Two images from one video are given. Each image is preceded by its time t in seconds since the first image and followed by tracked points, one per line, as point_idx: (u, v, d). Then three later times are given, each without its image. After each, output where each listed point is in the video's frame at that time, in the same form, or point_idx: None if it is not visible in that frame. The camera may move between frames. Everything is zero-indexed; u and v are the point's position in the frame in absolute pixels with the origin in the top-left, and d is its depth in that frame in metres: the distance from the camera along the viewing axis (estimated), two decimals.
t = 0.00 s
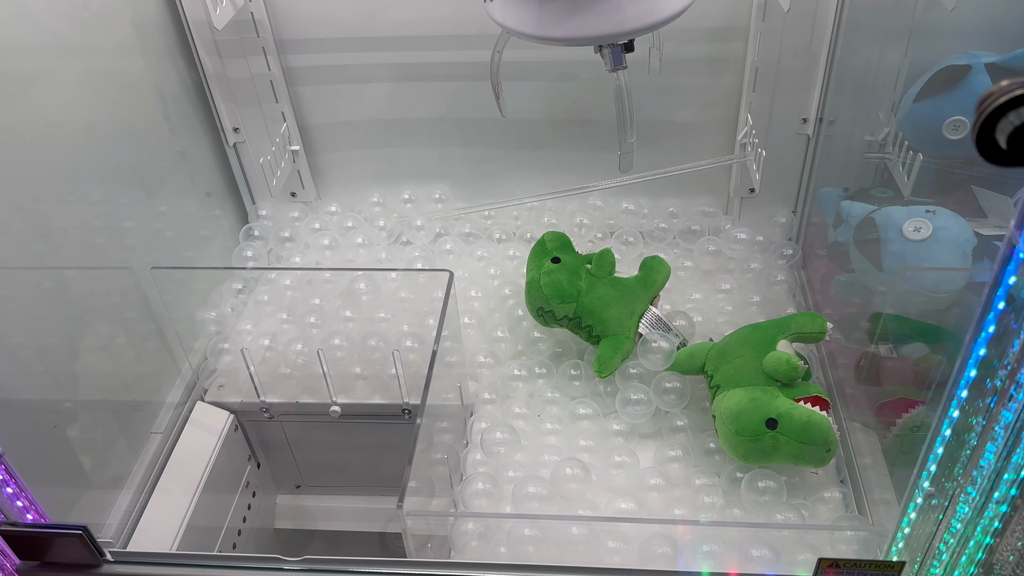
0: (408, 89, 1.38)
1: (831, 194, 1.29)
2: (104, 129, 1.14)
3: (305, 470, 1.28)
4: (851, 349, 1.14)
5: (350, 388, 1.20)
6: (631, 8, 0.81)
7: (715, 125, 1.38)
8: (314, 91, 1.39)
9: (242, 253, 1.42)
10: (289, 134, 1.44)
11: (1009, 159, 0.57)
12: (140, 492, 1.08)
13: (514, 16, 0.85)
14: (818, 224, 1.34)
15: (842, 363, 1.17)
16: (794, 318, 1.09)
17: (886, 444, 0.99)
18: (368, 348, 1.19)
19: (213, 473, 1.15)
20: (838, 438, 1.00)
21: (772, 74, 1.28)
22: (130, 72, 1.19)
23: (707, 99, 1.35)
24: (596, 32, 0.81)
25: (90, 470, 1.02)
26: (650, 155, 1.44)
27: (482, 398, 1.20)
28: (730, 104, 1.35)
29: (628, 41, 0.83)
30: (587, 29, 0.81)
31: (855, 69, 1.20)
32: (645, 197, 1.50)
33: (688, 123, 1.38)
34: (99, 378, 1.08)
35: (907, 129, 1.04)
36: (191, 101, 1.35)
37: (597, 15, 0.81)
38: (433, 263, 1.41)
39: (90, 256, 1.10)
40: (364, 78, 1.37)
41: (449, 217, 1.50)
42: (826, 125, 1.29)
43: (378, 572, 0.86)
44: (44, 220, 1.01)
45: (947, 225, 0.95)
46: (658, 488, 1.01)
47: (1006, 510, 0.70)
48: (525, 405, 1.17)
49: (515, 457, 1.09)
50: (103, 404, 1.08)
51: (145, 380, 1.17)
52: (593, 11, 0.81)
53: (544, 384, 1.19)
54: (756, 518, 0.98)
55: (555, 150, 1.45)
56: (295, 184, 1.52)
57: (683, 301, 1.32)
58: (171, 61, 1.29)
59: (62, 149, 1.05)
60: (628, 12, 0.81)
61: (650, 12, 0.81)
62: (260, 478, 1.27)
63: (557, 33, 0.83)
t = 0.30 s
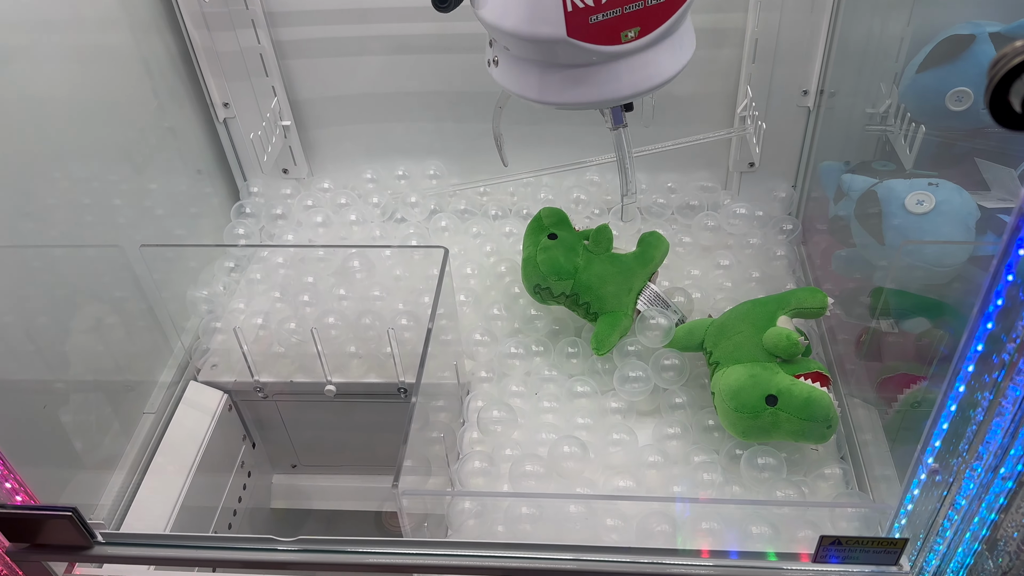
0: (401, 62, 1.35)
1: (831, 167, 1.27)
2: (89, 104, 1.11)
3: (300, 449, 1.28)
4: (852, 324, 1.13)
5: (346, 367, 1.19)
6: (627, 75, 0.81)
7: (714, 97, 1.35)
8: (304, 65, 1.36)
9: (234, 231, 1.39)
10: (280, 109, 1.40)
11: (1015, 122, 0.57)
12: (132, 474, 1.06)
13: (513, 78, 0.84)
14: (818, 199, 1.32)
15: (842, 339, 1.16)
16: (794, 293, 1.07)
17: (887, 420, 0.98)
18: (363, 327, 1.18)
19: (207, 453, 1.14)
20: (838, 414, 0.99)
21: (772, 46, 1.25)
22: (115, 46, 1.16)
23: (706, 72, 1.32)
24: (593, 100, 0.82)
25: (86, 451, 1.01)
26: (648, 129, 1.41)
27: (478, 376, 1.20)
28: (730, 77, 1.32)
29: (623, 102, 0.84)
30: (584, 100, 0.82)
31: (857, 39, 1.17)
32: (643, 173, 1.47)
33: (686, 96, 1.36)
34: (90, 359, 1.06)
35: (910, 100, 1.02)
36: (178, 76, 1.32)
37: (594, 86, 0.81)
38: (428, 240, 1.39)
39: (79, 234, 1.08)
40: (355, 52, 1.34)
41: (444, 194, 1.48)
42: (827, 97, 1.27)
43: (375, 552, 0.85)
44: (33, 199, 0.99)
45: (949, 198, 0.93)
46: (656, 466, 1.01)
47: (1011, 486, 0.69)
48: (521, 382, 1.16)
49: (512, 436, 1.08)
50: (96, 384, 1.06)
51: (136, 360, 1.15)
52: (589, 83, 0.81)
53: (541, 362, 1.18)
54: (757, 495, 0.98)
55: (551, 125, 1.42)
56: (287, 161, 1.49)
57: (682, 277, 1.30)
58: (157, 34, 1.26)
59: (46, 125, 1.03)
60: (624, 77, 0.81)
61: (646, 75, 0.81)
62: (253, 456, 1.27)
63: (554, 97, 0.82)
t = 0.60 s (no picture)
0: (397, 40, 1.32)
1: (833, 145, 1.25)
2: (79, 84, 1.09)
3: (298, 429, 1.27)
4: (852, 304, 1.12)
5: (344, 348, 1.18)
6: (626, 146, 0.83)
7: (715, 75, 1.33)
8: (299, 43, 1.33)
9: (229, 212, 1.38)
10: (274, 87, 1.38)
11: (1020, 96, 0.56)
12: (130, 455, 1.06)
13: (520, 135, 0.86)
14: (819, 177, 1.31)
15: (843, 319, 1.15)
16: (795, 272, 1.06)
17: (887, 401, 0.98)
18: (360, 308, 1.17)
19: (204, 435, 1.14)
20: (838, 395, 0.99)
21: (773, 22, 1.23)
22: (105, 23, 1.14)
23: (708, 49, 1.30)
24: (593, 165, 0.84)
25: (83, 433, 1.00)
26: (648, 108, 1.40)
27: (477, 357, 1.19)
28: (732, 54, 1.30)
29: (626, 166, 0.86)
30: (584, 164, 0.84)
31: (860, 14, 1.15)
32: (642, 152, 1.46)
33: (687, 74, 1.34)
34: (86, 341, 1.05)
35: (911, 76, 1.01)
36: (170, 55, 1.29)
37: (596, 152, 0.83)
38: (425, 221, 1.38)
39: (73, 215, 1.06)
40: (350, 30, 1.31)
41: (441, 174, 1.46)
42: (829, 74, 1.25)
43: (373, 534, 0.85)
44: (26, 180, 0.98)
45: (953, 175, 0.92)
46: (655, 447, 1.00)
47: (1013, 467, 0.69)
48: (520, 364, 1.15)
49: (511, 417, 1.08)
50: (92, 366, 1.05)
51: (133, 342, 1.14)
52: (591, 149, 0.83)
53: (540, 343, 1.17)
54: (755, 476, 0.98)
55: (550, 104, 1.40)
56: (282, 141, 1.47)
57: (682, 257, 1.29)
58: (148, 11, 1.23)
59: (36, 103, 1.01)
60: (627, 144, 0.82)
61: (649, 141, 0.83)
62: (252, 439, 1.27)
63: (555, 157, 0.84)
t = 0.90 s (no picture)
0: (394, 25, 1.31)
1: (831, 132, 1.25)
2: (71, 70, 1.08)
3: (296, 418, 1.27)
4: (851, 292, 1.12)
5: (341, 337, 1.17)
6: (580, 207, 0.93)
7: (714, 61, 1.32)
8: (295, 29, 1.32)
9: (225, 199, 1.37)
10: (270, 74, 1.37)
11: None
12: (126, 445, 1.05)
13: (504, 171, 0.99)
14: (818, 165, 1.30)
15: (841, 307, 1.15)
16: (793, 261, 1.06)
17: (886, 389, 0.97)
18: (357, 296, 1.17)
19: (202, 424, 1.14)
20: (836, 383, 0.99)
21: (773, 8, 1.22)
22: (98, 9, 1.13)
23: (708, 35, 1.29)
24: (552, 215, 0.95)
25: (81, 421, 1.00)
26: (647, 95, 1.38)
27: (474, 346, 1.19)
28: (731, 40, 1.29)
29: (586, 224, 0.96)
30: (546, 212, 0.95)
31: None
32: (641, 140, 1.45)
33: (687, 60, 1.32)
34: (82, 329, 1.05)
35: (911, 62, 0.99)
36: (165, 41, 1.28)
37: (556, 204, 0.94)
38: (422, 208, 1.37)
39: (68, 203, 1.06)
40: (347, 15, 1.30)
41: (438, 161, 1.45)
42: (828, 61, 1.24)
43: (370, 523, 0.85)
44: (21, 168, 0.97)
45: (952, 163, 0.91)
46: (652, 436, 0.99)
47: (1013, 455, 0.69)
48: (517, 352, 1.15)
49: (508, 406, 1.07)
50: (89, 354, 1.05)
51: (129, 331, 1.14)
52: (551, 201, 0.94)
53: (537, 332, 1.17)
54: (754, 464, 0.98)
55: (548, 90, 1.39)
56: (278, 128, 1.46)
57: (680, 245, 1.29)
58: None
59: (29, 90, 1.00)
60: (582, 205, 0.93)
61: (604, 208, 0.94)
62: (249, 427, 1.26)
63: (525, 200, 0.96)
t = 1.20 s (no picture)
0: (393, 18, 1.31)
1: (831, 127, 1.24)
2: (69, 62, 1.07)
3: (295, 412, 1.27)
4: (850, 286, 1.12)
5: (339, 330, 1.17)
6: (557, 249, 1.02)
7: (713, 54, 1.31)
8: (294, 22, 1.32)
9: (224, 192, 1.37)
10: (269, 67, 1.36)
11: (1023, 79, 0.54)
12: (126, 438, 1.06)
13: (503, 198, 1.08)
14: (817, 159, 1.29)
15: (840, 301, 1.14)
16: (792, 257, 1.06)
17: (885, 384, 0.97)
18: (356, 290, 1.17)
19: (200, 417, 1.14)
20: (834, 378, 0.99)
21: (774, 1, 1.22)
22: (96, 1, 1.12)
23: (708, 28, 1.28)
24: (532, 251, 1.04)
25: (80, 415, 1.00)
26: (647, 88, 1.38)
27: (473, 340, 1.19)
28: (731, 33, 1.28)
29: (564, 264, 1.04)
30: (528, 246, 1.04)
31: None
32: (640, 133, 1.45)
33: (687, 54, 1.32)
34: (81, 323, 1.05)
35: (910, 56, 0.99)
36: (163, 33, 1.28)
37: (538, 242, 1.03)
38: (421, 202, 1.37)
39: (66, 196, 1.05)
40: (345, 8, 1.29)
41: (437, 155, 1.45)
42: (828, 54, 1.24)
43: (369, 516, 0.85)
44: (20, 161, 0.97)
45: (950, 157, 0.91)
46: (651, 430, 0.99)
47: (1011, 450, 0.69)
48: (516, 346, 1.15)
49: (507, 400, 1.08)
50: (87, 348, 1.05)
51: (127, 324, 1.14)
52: (532, 237, 1.03)
53: (535, 326, 1.17)
54: (752, 458, 0.98)
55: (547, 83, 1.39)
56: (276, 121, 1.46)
57: (679, 240, 1.29)
58: None
59: (25, 81, 0.99)
60: (558, 248, 1.02)
61: (579, 254, 1.01)
62: (248, 421, 1.26)
63: (514, 231, 1.05)
